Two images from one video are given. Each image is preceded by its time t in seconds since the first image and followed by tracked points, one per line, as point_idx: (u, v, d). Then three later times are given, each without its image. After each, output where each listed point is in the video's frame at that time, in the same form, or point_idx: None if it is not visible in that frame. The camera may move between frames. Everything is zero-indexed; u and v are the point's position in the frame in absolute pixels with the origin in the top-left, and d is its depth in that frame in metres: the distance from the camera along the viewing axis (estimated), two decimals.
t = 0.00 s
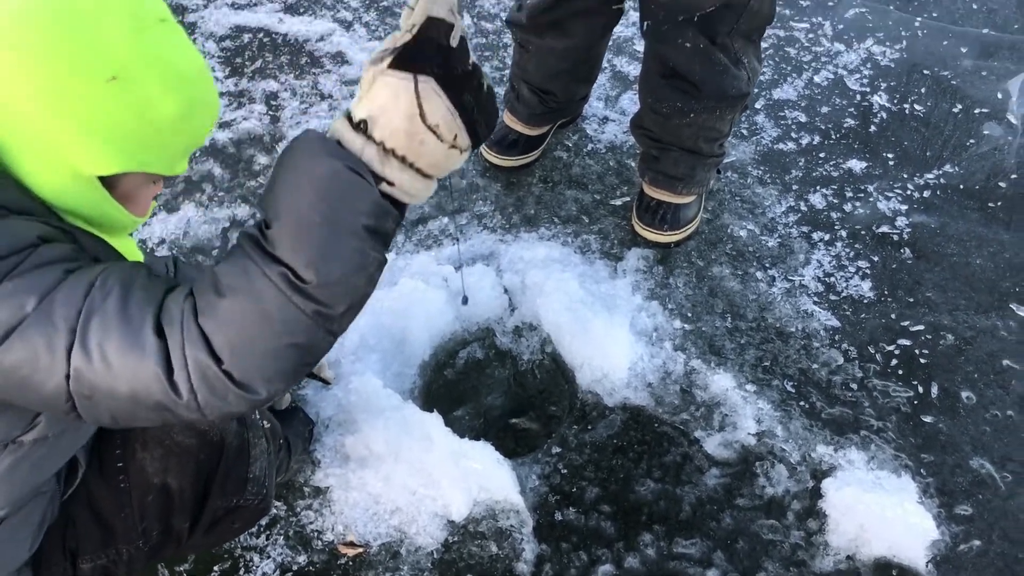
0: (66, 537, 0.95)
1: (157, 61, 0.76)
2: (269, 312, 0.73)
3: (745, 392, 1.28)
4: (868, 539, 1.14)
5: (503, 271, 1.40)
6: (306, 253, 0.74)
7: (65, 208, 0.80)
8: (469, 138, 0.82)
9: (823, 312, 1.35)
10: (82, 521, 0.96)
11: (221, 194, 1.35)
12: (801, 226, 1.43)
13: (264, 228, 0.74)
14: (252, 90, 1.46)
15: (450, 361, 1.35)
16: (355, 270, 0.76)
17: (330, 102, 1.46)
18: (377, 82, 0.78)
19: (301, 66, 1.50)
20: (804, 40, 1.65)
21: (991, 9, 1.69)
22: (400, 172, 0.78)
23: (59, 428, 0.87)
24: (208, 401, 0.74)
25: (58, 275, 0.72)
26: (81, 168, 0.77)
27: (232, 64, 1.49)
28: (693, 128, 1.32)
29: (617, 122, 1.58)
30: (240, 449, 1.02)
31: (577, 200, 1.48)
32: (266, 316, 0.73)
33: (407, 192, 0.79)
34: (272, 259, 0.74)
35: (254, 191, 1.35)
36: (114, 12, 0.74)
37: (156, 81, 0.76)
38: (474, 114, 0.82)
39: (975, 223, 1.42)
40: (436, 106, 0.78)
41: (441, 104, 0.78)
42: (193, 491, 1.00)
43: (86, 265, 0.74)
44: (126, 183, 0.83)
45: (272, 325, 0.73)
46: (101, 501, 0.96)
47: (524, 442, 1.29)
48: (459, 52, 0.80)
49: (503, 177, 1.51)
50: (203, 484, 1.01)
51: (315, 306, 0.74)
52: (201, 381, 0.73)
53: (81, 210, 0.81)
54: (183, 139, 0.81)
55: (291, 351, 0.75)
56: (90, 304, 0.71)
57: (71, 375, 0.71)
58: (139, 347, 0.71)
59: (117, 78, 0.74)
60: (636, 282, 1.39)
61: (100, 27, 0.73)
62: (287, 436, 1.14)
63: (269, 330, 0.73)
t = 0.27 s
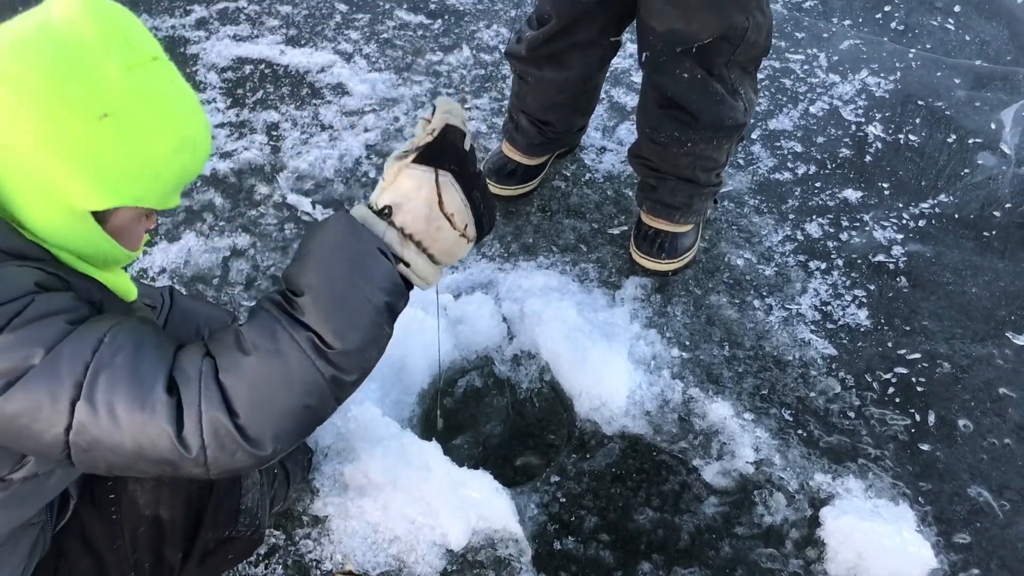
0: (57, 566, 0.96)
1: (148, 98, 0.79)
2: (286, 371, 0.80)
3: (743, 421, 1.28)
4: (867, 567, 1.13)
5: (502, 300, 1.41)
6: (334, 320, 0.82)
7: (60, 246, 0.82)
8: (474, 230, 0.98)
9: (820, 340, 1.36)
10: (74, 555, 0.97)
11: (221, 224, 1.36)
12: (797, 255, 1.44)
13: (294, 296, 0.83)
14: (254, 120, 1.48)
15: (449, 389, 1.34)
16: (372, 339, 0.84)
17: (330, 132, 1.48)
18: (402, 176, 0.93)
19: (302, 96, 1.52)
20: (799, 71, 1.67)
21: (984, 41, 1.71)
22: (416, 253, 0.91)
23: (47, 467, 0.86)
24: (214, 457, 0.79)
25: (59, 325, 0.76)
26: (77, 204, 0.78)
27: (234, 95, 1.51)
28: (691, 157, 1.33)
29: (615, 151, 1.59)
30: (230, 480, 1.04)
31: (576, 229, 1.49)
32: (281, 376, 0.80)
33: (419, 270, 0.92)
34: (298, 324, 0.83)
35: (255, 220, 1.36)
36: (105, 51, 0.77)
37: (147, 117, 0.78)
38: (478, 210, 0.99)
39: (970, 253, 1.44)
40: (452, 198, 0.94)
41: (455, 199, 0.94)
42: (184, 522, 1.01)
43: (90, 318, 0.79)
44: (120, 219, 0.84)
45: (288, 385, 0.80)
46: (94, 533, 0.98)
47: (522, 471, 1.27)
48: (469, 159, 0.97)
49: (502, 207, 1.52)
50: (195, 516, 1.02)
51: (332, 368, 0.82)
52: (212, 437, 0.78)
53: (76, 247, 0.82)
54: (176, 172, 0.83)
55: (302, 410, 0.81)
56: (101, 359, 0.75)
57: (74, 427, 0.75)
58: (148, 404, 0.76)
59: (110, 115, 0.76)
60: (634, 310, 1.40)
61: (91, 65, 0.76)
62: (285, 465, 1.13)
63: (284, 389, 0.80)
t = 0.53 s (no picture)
0: None
1: (155, 111, 0.80)
2: (298, 386, 0.82)
3: (744, 436, 1.28)
4: None
5: (503, 315, 1.41)
6: (346, 335, 0.86)
7: (68, 259, 0.83)
8: (481, 256, 1.02)
9: (821, 355, 1.36)
10: (72, 566, 0.97)
11: (223, 240, 1.37)
12: (797, 271, 1.44)
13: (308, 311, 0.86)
14: (256, 137, 1.49)
15: (449, 405, 1.34)
16: (381, 357, 0.88)
17: (332, 148, 1.49)
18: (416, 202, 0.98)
19: (304, 113, 1.54)
20: (798, 88, 1.68)
21: (982, 58, 1.72)
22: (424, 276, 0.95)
23: (50, 478, 0.87)
24: (225, 468, 0.80)
25: (67, 337, 0.78)
26: (86, 215, 0.79)
27: (236, 111, 1.53)
28: (691, 172, 1.34)
29: (615, 168, 1.60)
30: (230, 494, 1.04)
31: (576, 245, 1.50)
32: (294, 389, 0.82)
33: (427, 293, 0.95)
34: (312, 340, 0.86)
35: (257, 236, 1.37)
36: (113, 64, 0.79)
37: (155, 130, 0.80)
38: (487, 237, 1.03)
39: (970, 268, 1.44)
40: (462, 225, 0.98)
41: (465, 227, 0.98)
42: (184, 535, 1.01)
43: (100, 332, 0.81)
44: (128, 232, 0.85)
45: (300, 399, 0.82)
46: (93, 546, 0.98)
47: (523, 487, 1.26)
48: (479, 189, 1.02)
49: (503, 222, 1.53)
50: (194, 529, 1.02)
51: (344, 384, 0.85)
52: (223, 449, 0.80)
53: (84, 261, 0.83)
54: (184, 184, 0.84)
55: (312, 423, 0.84)
56: (112, 372, 0.77)
57: (84, 439, 0.76)
58: (160, 416, 0.77)
59: (119, 129, 0.78)
60: (634, 326, 1.40)
61: (99, 78, 0.77)
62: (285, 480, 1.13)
63: (296, 403, 0.82)
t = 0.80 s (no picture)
0: None
1: (156, 118, 0.81)
2: (302, 385, 0.84)
3: (744, 442, 1.28)
4: None
5: (503, 321, 1.42)
6: (347, 335, 0.87)
7: (70, 265, 0.84)
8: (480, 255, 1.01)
9: (821, 362, 1.36)
10: (72, 572, 0.97)
11: (224, 246, 1.38)
12: (797, 278, 1.45)
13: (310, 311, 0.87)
14: (258, 144, 1.50)
15: (449, 411, 1.35)
16: (382, 355, 0.89)
17: (333, 155, 1.50)
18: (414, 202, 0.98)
19: (306, 120, 1.55)
20: (798, 97, 1.69)
21: (981, 67, 1.72)
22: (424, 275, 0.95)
23: (51, 484, 0.87)
24: (230, 466, 0.81)
25: (71, 342, 0.78)
26: (89, 221, 0.80)
27: (237, 118, 1.54)
28: (692, 179, 1.34)
29: (615, 175, 1.61)
30: (228, 500, 1.04)
31: (576, 252, 1.51)
32: (297, 388, 0.84)
33: (427, 292, 0.95)
34: (314, 339, 0.87)
35: (259, 242, 1.38)
36: (115, 73, 0.79)
37: (157, 138, 0.81)
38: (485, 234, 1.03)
39: (970, 276, 1.44)
40: (460, 224, 0.98)
41: (462, 225, 0.98)
42: (182, 542, 1.02)
43: (102, 336, 0.81)
44: (129, 237, 0.87)
45: (305, 398, 0.84)
46: (93, 552, 0.99)
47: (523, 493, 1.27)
48: (476, 187, 1.02)
49: (503, 229, 1.53)
50: (192, 535, 1.03)
51: (346, 383, 0.86)
52: (229, 448, 0.81)
53: (86, 266, 0.84)
54: (184, 190, 0.85)
55: (316, 422, 0.85)
56: (116, 375, 0.78)
57: (89, 441, 0.77)
58: (165, 417, 0.78)
59: (122, 135, 0.78)
60: (635, 333, 1.41)
61: (101, 87, 0.78)
62: (286, 486, 1.13)
63: (301, 402, 0.84)
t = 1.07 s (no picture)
0: None
1: (163, 133, 0.83)
2: (324, 379, 0.85)
3: (740, 453, 1.29)
4: None
5: (501, 331, 1.43)
6: (371, 336, 0.89)
7: (82, 276, 0.86)
8: (496, 267, 1.07)
9: (816, 374, 1.37)
10: None
11: (224, 255, 1.39)
12: (793, 290, 1.46)
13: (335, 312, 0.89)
14: (258, 154, 1.51)
15: (447, 421, 1.35)
16: (403, 357, 0.91)
17: (333, 166, 1.51)
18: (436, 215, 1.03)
19: (306, 130, 1.56)
20: (795, 110, 1.70)
21: (977, 81, 1.74)
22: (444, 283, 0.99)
23: (57, 489, 0.91)
24: (255, 458, 0.83)
25: (93, 348, 0.80)
26: (99, 234, 0.83)
27: (237, 129, 1.55)
28: (689, 191, 1.35)
29: (613, 187, 1.62)
30: (219, 516, 1.04)
31: (574, 263, 1.51)
32: (319, 382, 0.85)
33: (447, 300, 0.99)
34: (338, 339, 0.89)
35: (258, 252, 1.39)
36: (122, 91, 0.81)
37: (163, 154, 0.83)
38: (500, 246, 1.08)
39: (964, 288, 1.45)
40: (479, 236, 1.03)
41: (481, 237, 1.03)
42: (172, 557, 1.02)
43: (123, 340, 0.83)
44: (140, 250, 0.89)
45: (327, 393, 0.85)
46: (82, 567, 0.99)
47: (520, 502, 1.28)
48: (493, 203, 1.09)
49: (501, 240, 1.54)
50: (183, 549, 1.03)
51: (368, 380, 0.88)
52: (253, 441, 0.82)
53: (99, 278, 0.87)
54: (191, 201, 0.88)
55: (337, 417, 0.87)
56: (140, 374, 0.80)
57: (115, 439, 0.78)
58: (191, 412, 0.80)
59: (131, 152, 0.81)
60: (631, 343, 1.41)
61: (109, 105, 0.80)
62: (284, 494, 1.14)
63: (323, 396, 0.85)
